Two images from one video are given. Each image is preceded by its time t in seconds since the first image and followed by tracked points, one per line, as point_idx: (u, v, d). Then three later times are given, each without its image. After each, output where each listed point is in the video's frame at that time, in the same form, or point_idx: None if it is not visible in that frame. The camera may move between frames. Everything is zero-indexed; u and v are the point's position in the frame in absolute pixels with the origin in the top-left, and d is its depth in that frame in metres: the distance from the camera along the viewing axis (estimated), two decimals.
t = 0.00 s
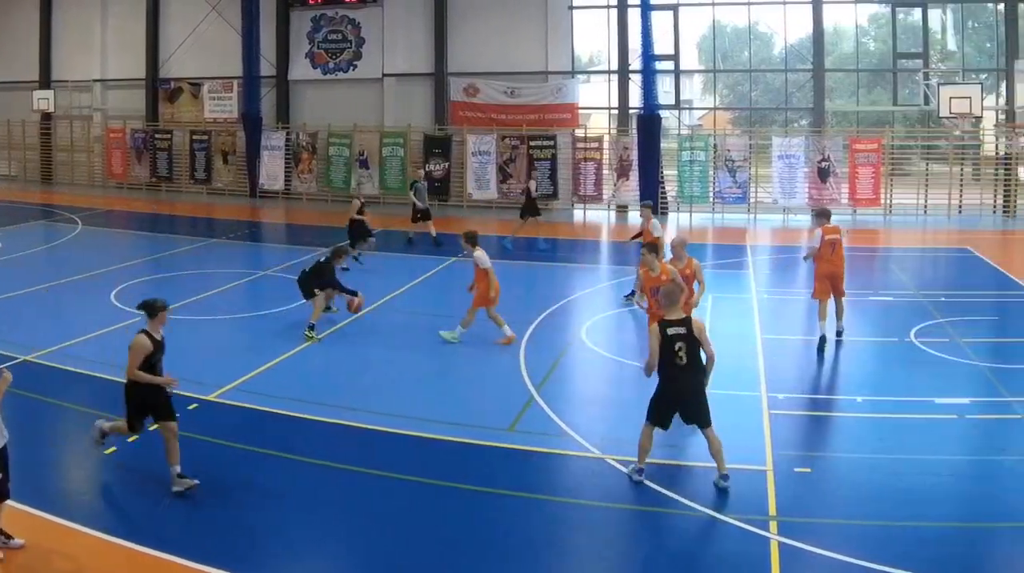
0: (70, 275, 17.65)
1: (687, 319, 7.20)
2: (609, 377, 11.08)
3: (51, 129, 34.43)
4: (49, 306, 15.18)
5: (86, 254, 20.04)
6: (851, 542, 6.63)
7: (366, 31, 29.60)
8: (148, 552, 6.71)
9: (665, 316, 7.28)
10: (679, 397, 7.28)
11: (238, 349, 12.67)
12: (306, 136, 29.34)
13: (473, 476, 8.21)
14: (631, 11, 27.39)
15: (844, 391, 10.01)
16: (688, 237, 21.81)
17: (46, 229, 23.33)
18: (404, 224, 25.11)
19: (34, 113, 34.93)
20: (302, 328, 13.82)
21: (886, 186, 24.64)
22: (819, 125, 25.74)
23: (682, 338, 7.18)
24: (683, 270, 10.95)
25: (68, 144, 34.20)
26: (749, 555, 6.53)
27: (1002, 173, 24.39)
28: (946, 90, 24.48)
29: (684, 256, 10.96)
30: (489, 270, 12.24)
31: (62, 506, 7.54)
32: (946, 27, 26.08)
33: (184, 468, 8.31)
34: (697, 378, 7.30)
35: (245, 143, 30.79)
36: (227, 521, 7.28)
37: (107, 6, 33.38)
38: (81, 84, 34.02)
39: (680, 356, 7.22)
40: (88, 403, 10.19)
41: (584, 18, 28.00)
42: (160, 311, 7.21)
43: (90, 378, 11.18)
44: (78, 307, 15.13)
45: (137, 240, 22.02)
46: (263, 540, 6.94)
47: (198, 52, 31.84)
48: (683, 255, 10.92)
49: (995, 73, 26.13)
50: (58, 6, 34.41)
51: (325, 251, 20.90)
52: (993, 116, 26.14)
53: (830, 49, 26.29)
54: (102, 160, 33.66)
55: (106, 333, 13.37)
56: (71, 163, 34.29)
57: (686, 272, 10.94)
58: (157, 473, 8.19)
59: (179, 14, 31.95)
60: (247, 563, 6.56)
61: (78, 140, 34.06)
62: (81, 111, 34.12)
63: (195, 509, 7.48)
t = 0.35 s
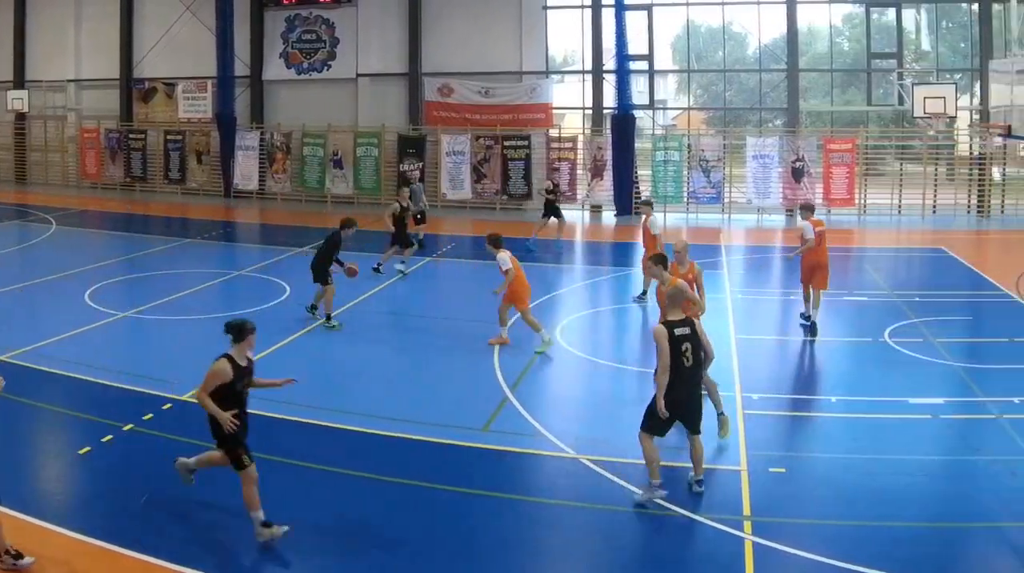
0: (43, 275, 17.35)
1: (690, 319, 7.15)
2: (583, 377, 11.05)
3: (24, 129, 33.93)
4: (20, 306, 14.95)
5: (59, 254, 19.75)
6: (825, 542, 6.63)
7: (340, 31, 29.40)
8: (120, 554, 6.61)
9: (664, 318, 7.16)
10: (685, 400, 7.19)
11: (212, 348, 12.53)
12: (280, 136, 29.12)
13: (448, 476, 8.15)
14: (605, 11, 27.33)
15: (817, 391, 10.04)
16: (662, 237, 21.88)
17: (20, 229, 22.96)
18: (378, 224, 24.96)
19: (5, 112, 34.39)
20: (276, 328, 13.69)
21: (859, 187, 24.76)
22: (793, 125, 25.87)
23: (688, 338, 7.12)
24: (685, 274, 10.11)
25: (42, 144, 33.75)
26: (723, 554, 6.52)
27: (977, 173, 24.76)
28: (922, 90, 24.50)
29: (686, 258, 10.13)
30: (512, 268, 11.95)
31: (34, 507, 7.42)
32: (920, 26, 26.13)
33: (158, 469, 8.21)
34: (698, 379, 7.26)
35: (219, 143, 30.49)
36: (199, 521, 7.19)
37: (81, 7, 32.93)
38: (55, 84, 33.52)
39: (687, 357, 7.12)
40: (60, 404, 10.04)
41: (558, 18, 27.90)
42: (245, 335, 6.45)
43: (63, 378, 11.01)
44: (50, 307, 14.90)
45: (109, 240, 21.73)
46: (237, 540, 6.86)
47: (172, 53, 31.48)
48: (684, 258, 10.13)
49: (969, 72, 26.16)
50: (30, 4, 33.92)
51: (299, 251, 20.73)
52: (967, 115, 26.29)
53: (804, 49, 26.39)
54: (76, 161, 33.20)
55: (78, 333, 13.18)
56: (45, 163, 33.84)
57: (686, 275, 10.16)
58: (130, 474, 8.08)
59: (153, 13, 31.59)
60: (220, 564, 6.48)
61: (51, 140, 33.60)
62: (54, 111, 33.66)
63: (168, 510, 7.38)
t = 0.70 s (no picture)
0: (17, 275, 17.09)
1: (656, 328, 7.07)
2: (559, 377, 11.02)
3: None
4: None
5: (33, 253, 19.47)
6: (799, 542, 6.63)
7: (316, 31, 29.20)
8: (97, 556, 6.57)
9: (636, 328, 7.08)
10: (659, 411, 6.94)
11: (188, 348, 12.42)
12: (256, 136, 28.92)
13: (424, 475, 8.11)
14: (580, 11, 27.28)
15: (792, 390, 10.08)
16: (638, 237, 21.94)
17: None
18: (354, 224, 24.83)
19: None
20: (253, 327, 13.59)
21: (835, 187, 24.86)
22: (769, 125, 25.96)
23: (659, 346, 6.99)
24: (709, 291, 9.11)
25: (17, 144, 33.31)
26: (698, 554, 6.51)
27: (953, 173, 24.80)
28: (898, 90, 24.34)
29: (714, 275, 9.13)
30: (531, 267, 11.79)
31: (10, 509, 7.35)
32: (896, 27, 26.12)
33: (135, 470, 8.14)
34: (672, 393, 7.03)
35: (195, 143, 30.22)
36: (174, 524, 7.12)
37: (57, 7, 32.57)
38: (31, 85, 33.12)
39: (658, 365, 6.97)
40: (36, 405, 9.92)
41: (533, 18, 27.81)
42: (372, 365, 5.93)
43: (38, 378, 10.87)
44: (24, 307, 14.68)
45: (83, 240, 21.47)
46: (212, 543, 6.81)
47: (148, 53, 31.11)
48: (711, 273, 9.14)
49: (945, 73, 26.20)
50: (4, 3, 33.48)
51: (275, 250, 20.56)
52: (943, 115, 26.32)
53: (780, 49, 26.46)
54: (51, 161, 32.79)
55: (53, 333, 13.02)
56: (21, 163, 33.41)
57: (712, 294, 9.14)
58: (107, 475, 8.01)
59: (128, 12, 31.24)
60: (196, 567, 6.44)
61: (27, 140, 33.17)
62: (29, 111, 33.25)
63: (144, 512, 7.32)
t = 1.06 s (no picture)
0: None
1: (627, 314, 7.38)
2: (533, 377, 10.98)
3: None
4: None
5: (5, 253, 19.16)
6: (775, 543, 6.63)
7: (290, 31, 29.03)
8: (73, 555, 6.49)
9: (607, 314, 7.37)
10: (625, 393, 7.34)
11: (162, 347, 12.28)
12: (230, 136, 28.70)
13: (401, 475, 8.04)
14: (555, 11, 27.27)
15: (767, 391, 10.11)
16: (611, 237, 21.98)
17: None
18: (328, 224, 24.67)
19: None
20: (228, 327, 13.46)
21: (808, 187, 24.92)
22: (743, 125, 26.06)
23: (631, 332, 7.32)
24: (736, 294, 9.41)
25: None
26: (673, 554, 6.50)
27: (927, 173, 24.82)
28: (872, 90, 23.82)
29: (742, 279, 9.39)
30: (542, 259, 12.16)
31: None
32: (870, 27, 26.26)
33: (110, 469, 8.04)
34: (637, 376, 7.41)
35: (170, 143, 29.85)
36: (147, 525, 7.02)
37: (31, 6, 32.21)
38: (4, 84, 32.72)
39: (630, 350, 7.31)
40: (9, 405, 9.77)
41: (508, 18, 27.75)
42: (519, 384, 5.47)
43: (12, 378, 10.70)
44: None
45: (56, 240, 21.15)
46: (185, 543, 6.73)
47: (123, 53, 30.75)
48: (741, 278, 9.41)
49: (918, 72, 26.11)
50: None
51: (248, 251, 20.34)
52: (917, 115, 26.39)
53: (754, 49, 26.56)
54: (25, 161, 32.36)
55: (26, 333, 12.81)
56: None
57: (740, 297, 9.44)
58: (82, 475, 7.91)
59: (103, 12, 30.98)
60: (171, 567, 6.36)
61: None
62: (2, 111, 32.85)
63: (120, 512, 7.24)
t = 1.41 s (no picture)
0: None
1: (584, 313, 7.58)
2: (507, 376, 10.94)
3: None
4: None
5: None
6: (746, 542, 6.65)
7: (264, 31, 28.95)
8: (44, 556, 6.46)
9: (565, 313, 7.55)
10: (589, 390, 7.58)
11: (134, 347, 12.18)
12: (204, 137, 28.48)
13: (375, 475, 8.01)
14: (530, 11, 27.22)
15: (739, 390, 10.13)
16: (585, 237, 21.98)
17: None
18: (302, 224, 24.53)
19: None
20: (203, 326, 13.38)
21: (783, 188, 24.97)
22: (717, 125, 26.14)
23: (589, 331, 7.53)
24: (782, 300, 8.49)
25: None
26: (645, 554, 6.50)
27: (901, 173, 24.79)
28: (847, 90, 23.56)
29: (783, 283, 8.53)
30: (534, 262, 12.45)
31: None
32: (844, 27, 26.39)
33: (83, 470, 7.99)
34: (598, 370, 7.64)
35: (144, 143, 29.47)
36: (118, 525, 6.99)
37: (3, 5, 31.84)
38: None
39: (590, 348, 7.54)
40: None
41: (482, 18, 27.66)
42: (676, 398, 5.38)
43: None
44: None
45: (26, 240, 20.87)
46: (157, 544, 6.71)
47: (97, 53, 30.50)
48: (780, 282, 8.52)
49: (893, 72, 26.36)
50: None
51: (221, 250, 20.12)
52: (891, 114, 26.52)
53: (728, 49, 26.63)
54: None
55: None
56: None
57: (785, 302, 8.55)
58: (55, 476, 7.86)
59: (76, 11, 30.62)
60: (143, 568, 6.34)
61: None
62: None
63: (93, 513, 7.20)
